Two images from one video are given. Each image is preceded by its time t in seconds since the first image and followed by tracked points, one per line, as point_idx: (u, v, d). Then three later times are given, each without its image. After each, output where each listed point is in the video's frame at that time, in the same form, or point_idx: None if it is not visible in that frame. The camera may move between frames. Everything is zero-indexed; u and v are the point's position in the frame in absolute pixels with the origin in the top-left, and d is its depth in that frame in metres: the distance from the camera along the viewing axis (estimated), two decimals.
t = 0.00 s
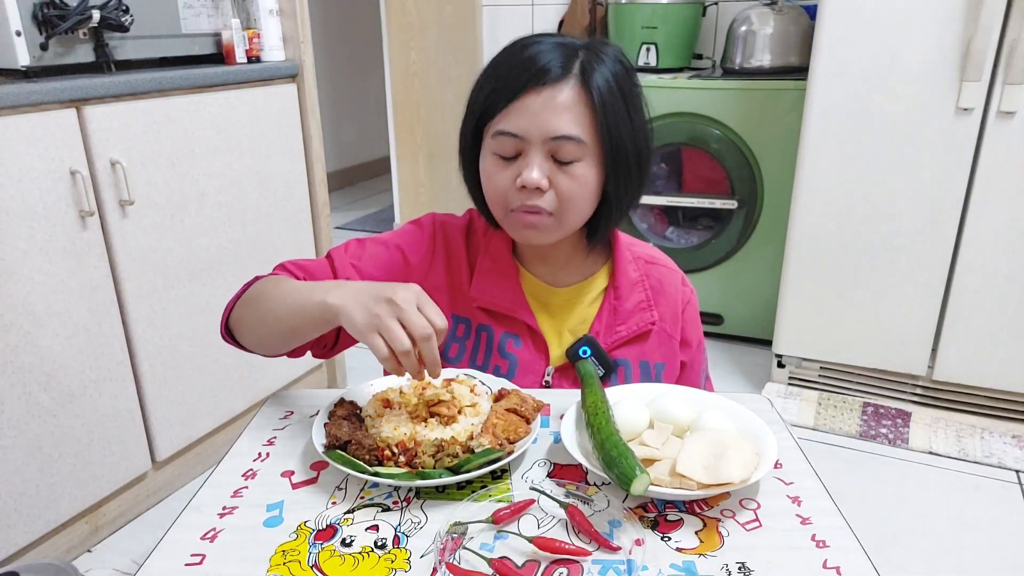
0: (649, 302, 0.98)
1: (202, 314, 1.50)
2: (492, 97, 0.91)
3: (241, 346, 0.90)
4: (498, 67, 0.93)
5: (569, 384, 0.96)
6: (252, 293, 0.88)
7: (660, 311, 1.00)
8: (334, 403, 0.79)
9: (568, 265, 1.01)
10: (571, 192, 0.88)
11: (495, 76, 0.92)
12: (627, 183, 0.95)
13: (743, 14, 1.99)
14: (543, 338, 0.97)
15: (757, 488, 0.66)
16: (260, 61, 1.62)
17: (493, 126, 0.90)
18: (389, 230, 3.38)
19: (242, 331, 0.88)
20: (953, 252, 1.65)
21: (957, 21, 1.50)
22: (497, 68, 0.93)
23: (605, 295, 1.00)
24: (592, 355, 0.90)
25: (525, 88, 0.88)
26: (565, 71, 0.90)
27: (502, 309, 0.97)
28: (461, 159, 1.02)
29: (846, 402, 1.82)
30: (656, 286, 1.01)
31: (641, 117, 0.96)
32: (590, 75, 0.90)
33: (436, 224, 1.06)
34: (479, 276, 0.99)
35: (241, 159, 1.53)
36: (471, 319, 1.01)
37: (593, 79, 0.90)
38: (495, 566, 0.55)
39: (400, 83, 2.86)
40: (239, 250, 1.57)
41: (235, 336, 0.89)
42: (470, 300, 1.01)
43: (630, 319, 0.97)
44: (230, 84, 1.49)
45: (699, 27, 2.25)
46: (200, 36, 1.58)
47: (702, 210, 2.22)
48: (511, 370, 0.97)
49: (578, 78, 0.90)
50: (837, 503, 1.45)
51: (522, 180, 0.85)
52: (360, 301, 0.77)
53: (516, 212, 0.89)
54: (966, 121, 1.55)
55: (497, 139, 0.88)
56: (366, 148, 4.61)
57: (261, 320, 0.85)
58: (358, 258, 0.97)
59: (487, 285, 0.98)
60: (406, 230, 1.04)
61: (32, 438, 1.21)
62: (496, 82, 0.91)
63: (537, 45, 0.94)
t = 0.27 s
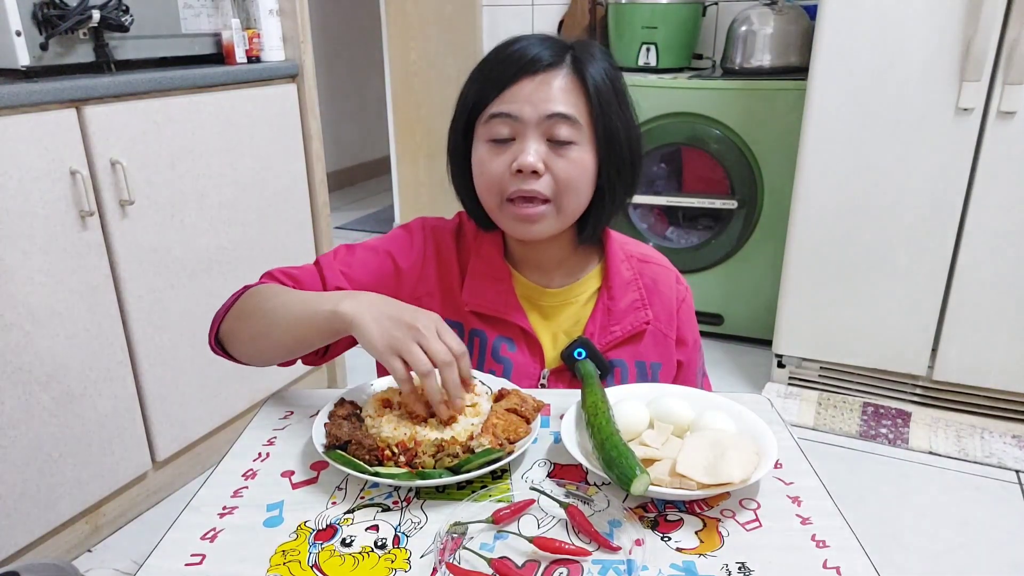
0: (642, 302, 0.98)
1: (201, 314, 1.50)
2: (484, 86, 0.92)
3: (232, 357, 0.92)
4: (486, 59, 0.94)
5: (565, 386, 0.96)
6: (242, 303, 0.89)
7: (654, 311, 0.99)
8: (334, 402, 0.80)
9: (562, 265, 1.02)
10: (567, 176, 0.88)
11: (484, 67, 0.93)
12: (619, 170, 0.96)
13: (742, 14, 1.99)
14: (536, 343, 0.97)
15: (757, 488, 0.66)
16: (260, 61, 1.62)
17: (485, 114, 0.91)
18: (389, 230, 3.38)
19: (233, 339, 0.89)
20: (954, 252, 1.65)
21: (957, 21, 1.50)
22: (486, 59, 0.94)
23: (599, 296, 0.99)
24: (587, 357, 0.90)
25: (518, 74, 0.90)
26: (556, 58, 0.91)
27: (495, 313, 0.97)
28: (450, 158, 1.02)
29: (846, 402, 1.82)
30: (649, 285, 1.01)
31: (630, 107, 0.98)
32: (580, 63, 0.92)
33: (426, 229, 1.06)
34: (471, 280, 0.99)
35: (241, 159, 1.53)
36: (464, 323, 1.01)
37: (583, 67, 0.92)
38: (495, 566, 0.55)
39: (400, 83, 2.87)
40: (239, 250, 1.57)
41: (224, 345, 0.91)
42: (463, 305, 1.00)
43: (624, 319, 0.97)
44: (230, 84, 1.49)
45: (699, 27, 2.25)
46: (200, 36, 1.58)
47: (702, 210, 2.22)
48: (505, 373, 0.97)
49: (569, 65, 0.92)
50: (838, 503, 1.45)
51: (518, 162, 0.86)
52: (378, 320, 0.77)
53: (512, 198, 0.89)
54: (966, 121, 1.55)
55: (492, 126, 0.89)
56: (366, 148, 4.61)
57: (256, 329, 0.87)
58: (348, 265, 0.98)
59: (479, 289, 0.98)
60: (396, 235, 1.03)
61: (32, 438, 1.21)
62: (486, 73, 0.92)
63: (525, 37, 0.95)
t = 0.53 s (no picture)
0: (641, 306, 0.98)
1: (201, 313, 1.50)
2: (484, 84, 0.92)
3: (228, 356, 0.92)
4: (486, 58, 0.95)
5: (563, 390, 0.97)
6: (240, 304, 0.89)
7: (652, 315, 0.99)
8: (334, 402, 0.80)
9: (559, 268, 1.02)
10: (568, 173, 0.88)
11: (484, 66, 0.93)
12: (620, 170, 0.96)
13: (743, 14, 1.99)
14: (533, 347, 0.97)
15: (757, 488, 0.66)
16: (260, 61, 1.62)
17: (486, 112, 0.91)
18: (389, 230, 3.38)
19: (230, 340, 0.90)
20: (954, 252, 1.65)
21: (957, 21, 1.50)
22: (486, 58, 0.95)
23: (597, 300, 0.99)
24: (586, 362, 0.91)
25: (519, 72, 0.90)
26: (557, 57, 0.92)
27: (491, 318, 0.96)
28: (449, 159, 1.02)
29: (846, 402, 1.82)
30: (648, 289, 1.00)
31: (631, 108, 0.98)
32: (581, 62, 0.93)
33: (422, 233, 1.06)
34: (467, 284, 0.98)
35: (241, 159, 1.53)
36: (460, 328, 1.01)
37: (584, 66, 0.92)
38: (495, 566, 0.55)
39: (400, 83, 2.88)
40: (239, 250, 1.57)
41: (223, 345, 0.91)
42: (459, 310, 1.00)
43: (622, 324, 0.97)
44: (230, 84, 1.49)
45: (699, 28, 2.25)
46: (200, 36, 1.58)
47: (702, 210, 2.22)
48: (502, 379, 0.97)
49: (569, 64, 0.92)
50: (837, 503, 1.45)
51: (519, 158, 0.86)
52: (381, 329, 0.79)
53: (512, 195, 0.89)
54: (966, 121, 1.55)
55: (493, 122, 0.89)
56: (367, 148, 4.61)
57: (253, 330, 0.87)
58: (342, 267, 0.98)
59: (476, 293, 0.97)
60: (391, 238, 1.04)
61: (32, 438, 1.21)
62: (487, 71, 0.92)
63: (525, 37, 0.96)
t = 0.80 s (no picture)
0: (641, 308, 0.98)
1: (201, 313, 1.50)
2: (487, 84, 0.92)
3: (229, 358, 0.92)
4: (490, 59, 0.95)
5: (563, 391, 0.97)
6: (240, 307, 0.89)
7: (653, 317, 0.99)
8: (334, 403, 0.80)
9: (561, 270, 1.02)
10: (568, 174, 0.88)
11: (487, 66, 0.94)
12: (622, 173, 0.96)
13: (742, 14, 2.00)
14: (533, 348, 0.97)
15: (757, 488, 0.66)
16: (260, 61, 1.62)
17: (487, 111, 0.91)
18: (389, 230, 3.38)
19: (230, 341, 0.90)
20: (954, 252, 1.65)
21: (958, 21, 1.50)
22: (490, 58, 0.95)
23: (597, 302, 0.99)
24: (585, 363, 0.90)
25: (522, 73, 0.90)
26: (561, 59, 0.92)
27: (492, 319, 0.97)
28: (450, 158, 1.02)
29: (846, 402, 1.82)
30: (648, 290, 1.00)
31: (636, 113, 0.98)
32: (586, 66, 0.93)
33: (421, 235, 1.05)
34: (467, 285, 0.98)
35: (241, 159, 1.53)
36: (460, 330, 1.01)
37: (588, 68, 0.93)
38: (495, 566, 0.55)
39: (400, 83, 2.88)
40: (240, 250, 1.57)
41: (222, 346, 0.91)
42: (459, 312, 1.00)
43: (621, 326, 0.97)
44: (230, 84, 1.49)
45: (699, 28, 2.25)
46: (200, 36, 1.58)
47: (702, 210, 2.22)
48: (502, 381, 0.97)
49: (574, 67, 0.92)
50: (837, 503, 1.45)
51: (519, 158, 0.86)
52: (378, 331, 0.79)
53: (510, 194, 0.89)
54: (966, 121, 1.55)
55: (494, 122, 0.89)
56: (367, 148, 4.61)
57: (254, 332, 0.87)
58: (342, 268, 0.99)
59: (476, 295, 0.97)
60: (390, 239, 1.04)
61: (32, 438, 1.21)
62: (490, 71, 0.93)
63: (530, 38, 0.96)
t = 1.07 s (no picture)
0: (643, 310, 0.98)
1: (201, 313, 1.50)
2: (489, 84, 0.93)
3: (235, 360, 0.92)
4: (492, 59, 0.95)
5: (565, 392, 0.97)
6: (244, 308, 0.89)
7: (655, 318, 0.99)
8: (334, 403, 0.80)
9: (563, 271, 1.02)
10: (568, 175, 0.88)
11: (490, 66, 0.94)
12: (624, 174, 0.95)
13: (743, 14, 2.00)
14: (535, 349, 0.97)
15: (757, 488, 0.65)
16: (260, 61, 1.62)
17: (489, 111, 0.91)
18: (389, 230, 3.38)
19: (235, 342, 0.90)
20: (954, 252, 1.65)
21: (958, 21, 1.50)
22: (493, 58, 0.95)
23: (600, 303, 0.99)
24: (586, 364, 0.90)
25: (524, 73, 0.90)
26: (563, 59, 0.92)
27: (493, 320, 0.97)
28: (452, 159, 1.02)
29: (846, 402, 1.82)
30: (651, 292, 1.00)
31: (638, 115, 0.98)
32: (588, 67, 0.93)
33: (424, 235, 1.05)
34: (469, 286, 0.98)
35: (241, 159, 1.53)
36: (462, 331, 1.01)
37: (590, 69, 0.93)
38: (495, 566, 0.55)
39: (400, 84, 2.89)
40: (240, 250, 1.57)
41: (226, 347, 0.91)
42: (461, 312, 1.00)
43: (624, 328, 0.97)
44: (230, 84, 1.49)
45: (699, 28, 2.25)
46: (200, 36, 1.58)
47: (702, 210, 2.22)
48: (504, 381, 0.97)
49: (576, 67, 0.92)
50: (837, 503, 1.45)
51: (519, 159, 0.86)
52: (383, 325, 0.79)
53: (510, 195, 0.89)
54: (966, 121, 1.55)
55: (495, 122, 0.89)
56: (367, 148, 4.61)
57: (258, 332, 0.87)
58: (345, 269, 0.98)
59: (478, 295, 0.97)
60: (392, 239, 1.04)
61: (32, 438, 1.21)
62: (492, 71, 0.93)
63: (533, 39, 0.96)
